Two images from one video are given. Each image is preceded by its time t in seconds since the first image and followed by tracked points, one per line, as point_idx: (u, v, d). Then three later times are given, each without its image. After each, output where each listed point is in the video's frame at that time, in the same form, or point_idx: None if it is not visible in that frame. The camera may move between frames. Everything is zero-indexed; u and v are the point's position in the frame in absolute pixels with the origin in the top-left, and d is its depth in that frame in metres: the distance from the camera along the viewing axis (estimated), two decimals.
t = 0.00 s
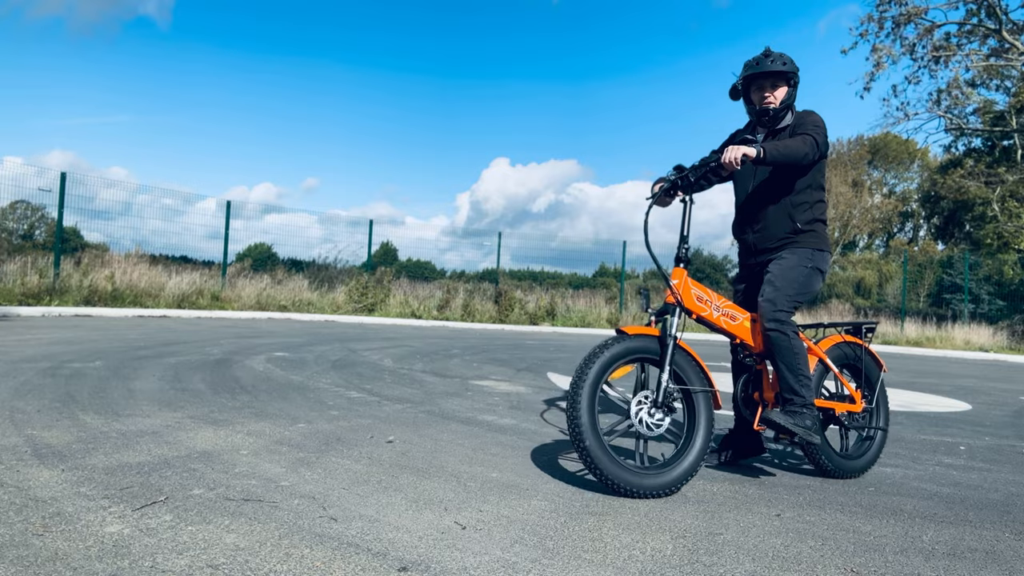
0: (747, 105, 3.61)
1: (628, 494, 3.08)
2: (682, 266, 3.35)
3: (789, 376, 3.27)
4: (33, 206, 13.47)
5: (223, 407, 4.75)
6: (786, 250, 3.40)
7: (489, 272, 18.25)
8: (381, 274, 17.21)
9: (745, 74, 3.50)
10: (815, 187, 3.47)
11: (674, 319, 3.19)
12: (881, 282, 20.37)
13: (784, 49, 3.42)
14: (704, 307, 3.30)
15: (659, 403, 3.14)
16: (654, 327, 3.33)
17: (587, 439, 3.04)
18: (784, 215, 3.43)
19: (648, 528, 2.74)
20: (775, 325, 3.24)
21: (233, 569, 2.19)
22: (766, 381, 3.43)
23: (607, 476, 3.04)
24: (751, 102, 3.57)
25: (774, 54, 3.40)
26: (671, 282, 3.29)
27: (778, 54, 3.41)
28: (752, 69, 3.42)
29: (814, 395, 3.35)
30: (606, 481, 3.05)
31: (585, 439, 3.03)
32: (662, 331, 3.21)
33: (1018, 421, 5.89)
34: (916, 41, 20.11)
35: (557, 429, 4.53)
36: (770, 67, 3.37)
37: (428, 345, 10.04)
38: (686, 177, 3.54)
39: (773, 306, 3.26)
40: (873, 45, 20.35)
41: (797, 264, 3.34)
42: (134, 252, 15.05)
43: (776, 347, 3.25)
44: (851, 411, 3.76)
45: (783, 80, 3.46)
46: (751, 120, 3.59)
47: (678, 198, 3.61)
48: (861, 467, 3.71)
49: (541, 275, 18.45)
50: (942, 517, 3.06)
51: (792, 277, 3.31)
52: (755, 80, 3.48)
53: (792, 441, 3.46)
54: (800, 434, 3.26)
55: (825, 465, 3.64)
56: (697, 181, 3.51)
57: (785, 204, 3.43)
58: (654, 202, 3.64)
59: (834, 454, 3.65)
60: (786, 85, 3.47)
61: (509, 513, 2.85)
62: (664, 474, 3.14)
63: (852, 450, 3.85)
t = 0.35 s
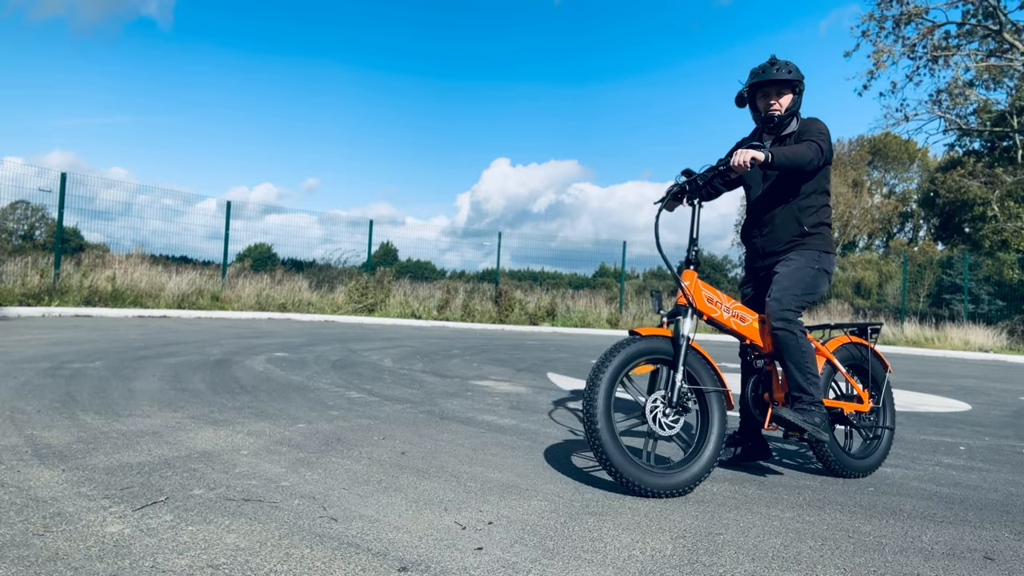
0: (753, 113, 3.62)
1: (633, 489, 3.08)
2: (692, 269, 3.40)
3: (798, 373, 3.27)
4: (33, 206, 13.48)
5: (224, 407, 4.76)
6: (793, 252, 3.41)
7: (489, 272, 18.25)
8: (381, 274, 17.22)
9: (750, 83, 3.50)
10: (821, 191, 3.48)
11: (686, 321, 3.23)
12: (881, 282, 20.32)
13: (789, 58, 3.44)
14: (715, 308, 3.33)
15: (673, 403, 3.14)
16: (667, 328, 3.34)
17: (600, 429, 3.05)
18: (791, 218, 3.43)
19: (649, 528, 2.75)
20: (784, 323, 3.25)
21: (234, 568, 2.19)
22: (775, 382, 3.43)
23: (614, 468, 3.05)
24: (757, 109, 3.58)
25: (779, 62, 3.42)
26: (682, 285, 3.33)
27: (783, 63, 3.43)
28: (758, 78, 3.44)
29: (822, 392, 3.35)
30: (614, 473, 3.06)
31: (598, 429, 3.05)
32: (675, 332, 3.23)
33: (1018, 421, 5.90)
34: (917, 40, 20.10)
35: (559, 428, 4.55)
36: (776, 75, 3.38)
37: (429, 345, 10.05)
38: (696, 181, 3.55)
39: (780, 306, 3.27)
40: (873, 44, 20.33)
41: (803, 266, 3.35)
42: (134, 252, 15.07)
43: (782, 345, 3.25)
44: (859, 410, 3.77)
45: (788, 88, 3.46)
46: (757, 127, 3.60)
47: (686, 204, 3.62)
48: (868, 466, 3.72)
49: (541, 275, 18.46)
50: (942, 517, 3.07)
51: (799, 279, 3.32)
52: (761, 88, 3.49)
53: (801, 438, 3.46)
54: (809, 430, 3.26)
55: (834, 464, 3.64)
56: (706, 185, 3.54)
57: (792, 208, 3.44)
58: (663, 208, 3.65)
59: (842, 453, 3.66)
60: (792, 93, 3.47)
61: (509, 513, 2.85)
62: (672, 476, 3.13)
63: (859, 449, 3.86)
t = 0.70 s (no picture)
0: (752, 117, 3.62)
1: (629, 486, 3.08)
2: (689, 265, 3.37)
3: (795, 367, 3.27)
4: (33, 206, 13.48)
5: (224, 407, 4.75)
6: (792, 248, 3.41)
7: (489, 272, 18.24)
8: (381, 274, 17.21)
9: (748, 86, 3.52)
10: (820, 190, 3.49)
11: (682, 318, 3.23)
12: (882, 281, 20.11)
13: (788, 62, 3.46)
14: (711, 305, 3.32)
15: (668, 400, 3.13)
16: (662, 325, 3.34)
17: (595, 426, 3.06)
18: (790, 215, 3.44)
19: (649, 528, 2.75)
20: (782, 317, 3.25)
21: (233, 569, 2.19)
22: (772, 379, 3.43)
23: (610, 465, 3.06)
24: (756, 112, 3.58)
25: (778, 65, 3.44)
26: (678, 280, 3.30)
27: (782, 66, 3.45)
28: (756, 80, 3.45)
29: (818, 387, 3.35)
30: (610, 470, 3.06)
31: (594, 426, 3.05)
32: (670, 329, 3.22)
33: (1019, 421, 5.89)
34: (917, 40, 20.09)
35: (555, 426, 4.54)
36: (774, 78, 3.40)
37: (429, 345, 10.04)
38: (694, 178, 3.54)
39: (778, 299, 3.27)
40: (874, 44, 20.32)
41: (803, 261, 3.35)
42: (133, 252, 15.06)
43: (780, 338, 3.26)
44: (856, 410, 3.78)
45: (786, 90, 3.46)
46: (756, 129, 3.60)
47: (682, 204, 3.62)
48: (868, 467, 3.72)
49: (541, 275, 18.45)
50: (942, 518, 3.06)
51: (798, 273, 3.32)
52: (759, 91, 3.50)
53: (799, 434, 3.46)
54: (806, 426, 3.27)
55: (832, 465, 3.65)
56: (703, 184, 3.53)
57: (792, 205, 3.44)
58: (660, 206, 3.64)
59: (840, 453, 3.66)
60: (790, 96, 3.47)
61: (509, 514, 2.85)
62: (667, 473, 3.14)
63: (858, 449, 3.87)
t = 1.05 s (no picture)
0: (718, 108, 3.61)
1: (584, 489, 3.09)
2: (647, 264, 3.38)
3: (763, 372, 3.28)
4: (33, 206, 13.48)
5: (224, 407, 4.75)
6: (763, 246, 3.40)
7: (489, 272, 18.23)
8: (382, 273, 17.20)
9: (714, 76, 3.49)
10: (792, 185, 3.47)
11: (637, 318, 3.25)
12: (881, 282, 20.23)
13: (753, 51, 3.43)
14: (670, 304, 3.34)
15: (621, 402, 3.14)
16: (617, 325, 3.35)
17: (548, 437, 3.04)
18: (762, 212, 3.43)
19: (649, 528, 2.74)
20: (749, 320, 3.26)
21: (233, 569, 2.19)
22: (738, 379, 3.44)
23: (564, 471, 3.05)
24: (722, 106, 3.56)
25: (744, 55, 3.42)
26: (635, 280, 3.31)
27: (748, 55, 3.42)
28: (722, 72, 3.42)
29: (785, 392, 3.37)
30: (565, 476, 3.06)
31: (546, 435, 3.04)
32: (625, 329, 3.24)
33: (1019, 421, 5.89)
34: (917, 39, 20.08)
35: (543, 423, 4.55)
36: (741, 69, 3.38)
37: (429, 345, 10.03)
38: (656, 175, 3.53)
39: (747, 301, 3.27)
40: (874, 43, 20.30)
41: (773, 260, 3.36)
42: (133, 252, 15.06)
43: (747, 341, 3.28)
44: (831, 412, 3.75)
45: (753, 82, 3.46)
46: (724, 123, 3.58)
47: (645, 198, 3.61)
48: (846, 467, 3.68)
49: (541, 275, 18.44)
50: (942, 517, 3.06)
51: (768, 273, 3.32)
52: (725, 83, 3.48)
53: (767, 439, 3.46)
54: (772, 433, 3.26)
55: (806, 466, 3.60)
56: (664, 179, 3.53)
57: (762, 201, 3.44)
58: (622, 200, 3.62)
59: (814, 455, 3.63)
60: (757, 87, 3.47)
61: (511, 513, 2.85)
62: (624, 472, 3.16)
63: (837, 449, 3.85)
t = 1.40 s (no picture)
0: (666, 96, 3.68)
1: (486, 487, 3.07)
2: (570, 260, 3.43)
3: (686, 372, 3.33)
4: (33, 206, 13.48)
5: (224, 407, 4.75)
6: (688, 243, 3.46)
7: (489, 272, 18.22)
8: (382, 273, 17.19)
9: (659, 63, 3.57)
10: (725, 179, 3.49)
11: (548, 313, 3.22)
12: (881, 281, 20.18)
13: (700, 37, 3.51)
14: (592, 301, 3.42)
15: (526, 398, 3.12)
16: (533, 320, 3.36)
17: (449, 430, 3.08)
18: (688, 207, 3.48)
19: (648, 528, 2.74)
20: (668, 320, 3.31)
21: (234, 568, 2.19)
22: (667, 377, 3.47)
23: (464, 466, 3.06)
24: (668, 91, 3.64)
25: (689, 41, 3.49)
26: (554, 277, 3.39)
27: (693, 41, 3.50)
28: (666, 57, 3.51)
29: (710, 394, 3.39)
30: (465, 471, 3.06)
31: (445, 427, 3.08)
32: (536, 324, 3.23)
33: (1019, 421, 5.88)
34: (917, 39, 20.07)
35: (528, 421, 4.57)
36: (684, 54, 3.45)
37: (429, 345, 10.02)
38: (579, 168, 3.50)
39: (665, 301, 3.32)
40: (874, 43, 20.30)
41: (694, 256, 3.40)
42: (134, 252, 15.07)
43: (668, 343, 3.32)
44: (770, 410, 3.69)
45: (700, 68, 3.51)
46: (669, 110, 3.66)
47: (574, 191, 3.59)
48: (789, 468, 3.59)
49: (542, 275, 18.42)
50: (941, 517, 3.06)
51: (687, 270, 3.37)
52: (670, 70, 3.55)
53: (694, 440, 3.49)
54: (692, 434, 3.29)
55: (743, 469, 3.53)
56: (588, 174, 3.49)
57: (688, 196, 3.49)
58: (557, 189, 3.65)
59: (753, 457, 3.54)
60: (703, 74, 3.52)
61: (510, 513, 2.85)
62: (532, 472, 3.10)
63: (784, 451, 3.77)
